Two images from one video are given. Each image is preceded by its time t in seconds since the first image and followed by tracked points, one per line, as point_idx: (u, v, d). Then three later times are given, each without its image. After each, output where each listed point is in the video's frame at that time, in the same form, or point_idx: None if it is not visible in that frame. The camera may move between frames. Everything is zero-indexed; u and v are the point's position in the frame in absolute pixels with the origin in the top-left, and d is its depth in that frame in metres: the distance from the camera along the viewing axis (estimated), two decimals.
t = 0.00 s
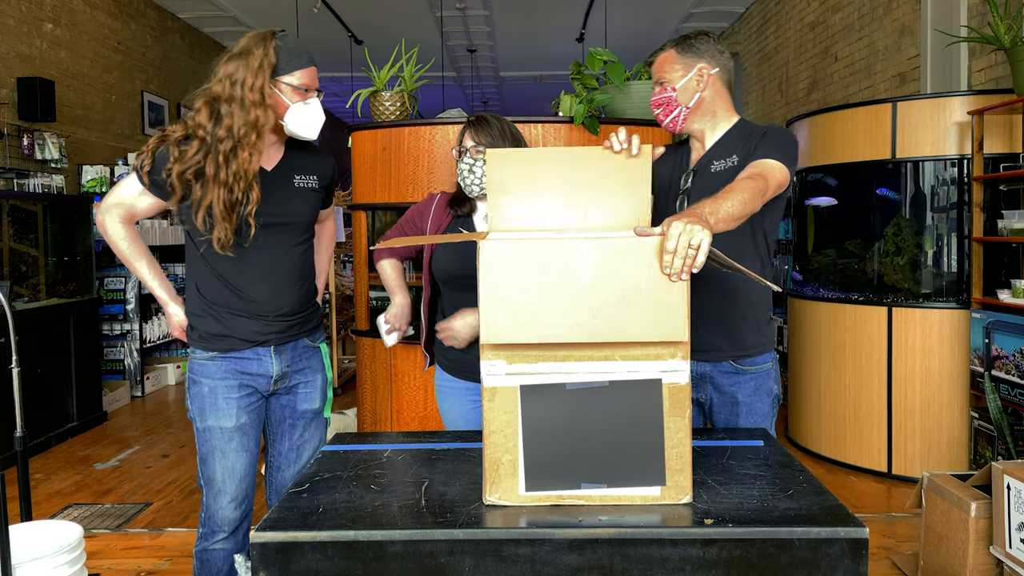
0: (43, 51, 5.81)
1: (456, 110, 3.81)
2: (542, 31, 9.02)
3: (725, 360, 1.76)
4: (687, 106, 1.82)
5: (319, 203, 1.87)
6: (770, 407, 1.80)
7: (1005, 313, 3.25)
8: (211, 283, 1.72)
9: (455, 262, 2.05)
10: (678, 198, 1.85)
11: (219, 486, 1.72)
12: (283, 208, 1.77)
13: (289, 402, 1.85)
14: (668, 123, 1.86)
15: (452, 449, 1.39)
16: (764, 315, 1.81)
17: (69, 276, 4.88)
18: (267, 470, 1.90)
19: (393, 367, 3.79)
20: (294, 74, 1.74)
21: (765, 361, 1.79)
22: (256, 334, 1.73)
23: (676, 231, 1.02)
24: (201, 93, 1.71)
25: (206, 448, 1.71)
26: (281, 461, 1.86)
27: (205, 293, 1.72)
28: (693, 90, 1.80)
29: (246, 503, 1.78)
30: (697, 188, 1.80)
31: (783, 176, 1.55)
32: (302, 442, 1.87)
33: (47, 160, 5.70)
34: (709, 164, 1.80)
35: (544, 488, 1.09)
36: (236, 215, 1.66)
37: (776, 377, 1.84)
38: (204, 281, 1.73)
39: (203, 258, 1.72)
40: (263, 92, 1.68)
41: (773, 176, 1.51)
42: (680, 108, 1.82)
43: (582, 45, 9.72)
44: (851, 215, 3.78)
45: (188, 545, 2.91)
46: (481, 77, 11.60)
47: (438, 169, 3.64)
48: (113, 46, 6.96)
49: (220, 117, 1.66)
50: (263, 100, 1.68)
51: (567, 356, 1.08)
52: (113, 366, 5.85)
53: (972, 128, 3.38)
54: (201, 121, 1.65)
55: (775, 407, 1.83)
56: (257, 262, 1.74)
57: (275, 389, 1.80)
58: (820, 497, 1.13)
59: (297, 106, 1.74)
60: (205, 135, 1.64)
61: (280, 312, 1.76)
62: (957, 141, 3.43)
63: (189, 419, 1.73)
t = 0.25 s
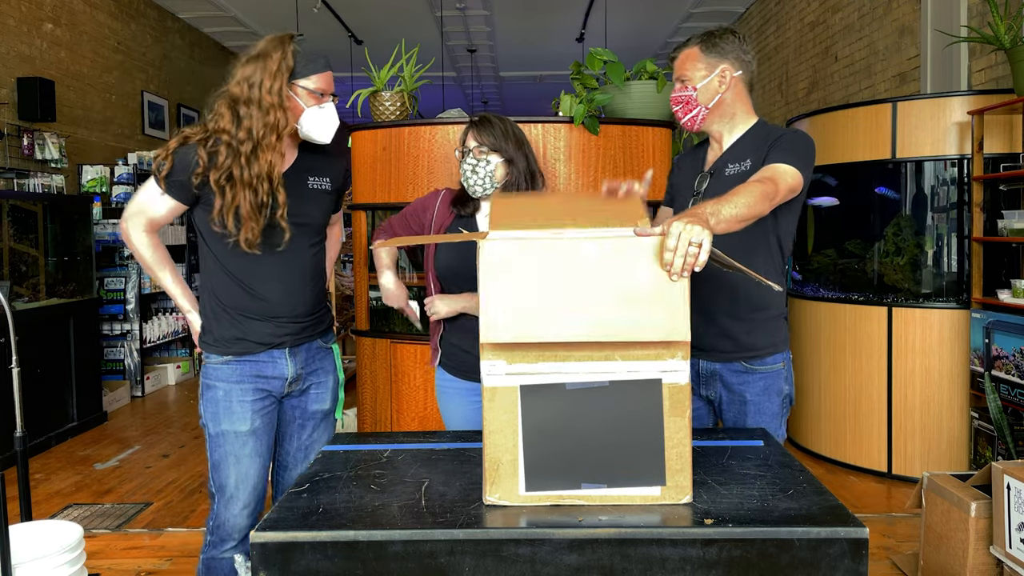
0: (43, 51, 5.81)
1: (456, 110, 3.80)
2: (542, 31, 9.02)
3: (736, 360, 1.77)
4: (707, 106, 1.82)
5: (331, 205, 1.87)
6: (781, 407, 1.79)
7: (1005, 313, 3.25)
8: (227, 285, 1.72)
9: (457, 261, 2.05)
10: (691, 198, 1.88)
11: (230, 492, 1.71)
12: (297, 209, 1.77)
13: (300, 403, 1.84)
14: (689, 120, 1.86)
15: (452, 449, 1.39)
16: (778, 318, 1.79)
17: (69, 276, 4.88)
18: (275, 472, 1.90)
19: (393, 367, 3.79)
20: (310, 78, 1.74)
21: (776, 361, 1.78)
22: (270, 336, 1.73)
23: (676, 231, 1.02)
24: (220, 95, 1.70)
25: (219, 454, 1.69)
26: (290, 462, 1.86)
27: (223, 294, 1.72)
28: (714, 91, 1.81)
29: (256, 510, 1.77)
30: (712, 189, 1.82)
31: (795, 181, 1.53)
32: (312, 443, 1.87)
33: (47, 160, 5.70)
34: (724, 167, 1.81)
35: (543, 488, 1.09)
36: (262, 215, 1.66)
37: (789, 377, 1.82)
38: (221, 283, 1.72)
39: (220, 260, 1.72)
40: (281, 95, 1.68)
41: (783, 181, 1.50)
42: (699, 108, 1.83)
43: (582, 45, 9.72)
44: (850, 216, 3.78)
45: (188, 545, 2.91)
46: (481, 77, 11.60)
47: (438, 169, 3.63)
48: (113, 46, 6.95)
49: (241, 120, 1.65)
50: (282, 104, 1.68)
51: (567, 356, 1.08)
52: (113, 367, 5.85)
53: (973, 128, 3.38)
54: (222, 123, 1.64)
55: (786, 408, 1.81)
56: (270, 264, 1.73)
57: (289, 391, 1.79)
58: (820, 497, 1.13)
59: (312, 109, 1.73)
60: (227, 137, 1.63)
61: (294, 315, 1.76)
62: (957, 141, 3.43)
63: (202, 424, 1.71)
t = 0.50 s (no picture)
0: (43, 51, 5.81)
1: (456, 110, 3.80)
2: (542, 32, 9.02)
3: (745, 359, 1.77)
4: (712, 110, 1.82)
5: (343, 205, 1.88)
6: (787, 406, 1.80)
7: (1005, 313, 3.25)
8: (240, 287, 1.71)
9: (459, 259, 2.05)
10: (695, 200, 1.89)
11: (239, 496, 1.71)
12: (311, 211, 1.78)
13: (309, 405, 1.84)
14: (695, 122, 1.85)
15: (452, 449, 1.39)
16: (785, 319, 1.79)
17: (69, 276, 4.88)
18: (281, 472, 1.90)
19: (393, 367, 3.79)
20: (318, 77, 1.74)
21: (784, 360, 1.78)
22: (282, 339, 1.73)
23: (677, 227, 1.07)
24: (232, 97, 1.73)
25: (229, 458, 1.69)
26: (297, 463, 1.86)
27: (235, 297, 1.71)
28: (717, 94, 1.81)
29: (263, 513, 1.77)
30: (714, 191, 1.83)
31: (798, 182, 1.53)
32: (320, 444, 1.87)
33: (47, 160, 5.70)
34: (727, 169, 1.81)
35: (543, 488, 1.09)
36: (277, 214, 1.68)
37: (796, 377, 1.82)
38: (234, 285, 1.71)
39: (231, 261, 1.71)
40: (287, 94, 1.69)
41: (785, 182, 1.49)
42: (703, 112, 1.83)
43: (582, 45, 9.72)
44: (850, 216, 3.78)
45: (188, 545, 2.91)
46: (481, 77, 11.60)
47: (438, 169, 3.63)
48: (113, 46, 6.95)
49: (252, 121, 1.67)
50: (289, 103, 1.69)
51: (567, 356, 1.08)
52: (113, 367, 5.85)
53: (972, 128, 3.38)
54: (234, 124, 1.66)
55: (794, 408, 1.81)
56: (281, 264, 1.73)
57: (300, 393, 1.79)
58: (820, 497, 1.13)
59: (320, 108, 1.74)
60: (238, 137, 1.65)
61: (306, 318, 1.76)
62: (957, 141, 3.43)
63: (212, 428, 1.71)
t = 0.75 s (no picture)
0: (43, 51, 5.81)
1: (456, 110, 3.80)
2: (542, 32, 9.02)
3: (741, 360, 1.77)
4: (712, 109, 1.81)
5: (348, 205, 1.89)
6: (781, 407, 1.80)
7: (1005, 313, 3.25)
8: (246, 287, 1.71)
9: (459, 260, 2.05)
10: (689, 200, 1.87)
11: (242, 496, 1.71)
12: (318, 210, 1.78)
13: (314, 405, 1.84)
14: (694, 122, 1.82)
15: (452, 449, 1.39)
16: (778, 320, 1.80)
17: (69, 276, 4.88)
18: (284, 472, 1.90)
19: (394, 367, 3.79)
20: (318, 74, 1.73)
21: (777, 361, 1.78)
22: (288, 340, 1.73)
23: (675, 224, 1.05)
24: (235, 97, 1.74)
25: (234, 457, 1.69)
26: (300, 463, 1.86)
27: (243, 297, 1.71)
28: (716, 92, 1.80)
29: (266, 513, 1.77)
30: (709, 192, 1.82)
31: (795, 185, 1.53)
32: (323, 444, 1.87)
33: (47, 160, 5.70)
34: (720, 168, 1.82)
35: (543, 488, 1.09)
36: (286, 210, 1.69)
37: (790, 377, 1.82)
38: (241, 285, 1.71)
39: (239, 261, 1.71)
40: (288, 90, 1.70)
41: (783, 187, 1.49)
42: (705, 111, 1.80)
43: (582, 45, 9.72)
44: (851, 216, 3.77)
45: (188, 545, 2.91)
46: (481, 77, 11.60)
47: (438, 169, 3.63)
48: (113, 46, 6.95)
49: (257, 118, 1.68)
50: (289, 99, 1.70)
51: (567, 356, 1.08)
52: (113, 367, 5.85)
53: (973, 128, 3.38)
54: (241, 122, 1.67)
55: (787, 408, 1.82)
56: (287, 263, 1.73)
57: (306, 393, 1.79)
58: (820, 497, 1.13)
59: (321, 105, 1.73)
60: (245, 134, 1.67)
61: (311, 319, 1.76)
62: (957, 141, 3.43)
63: (217, 428, 1.70)
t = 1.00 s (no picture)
0: (43, 51, 5.81)
1: (456, 110, 3.80)
2: (542, 32, 9.02)
3: (726, 362, 1.76)
4: (698, 105, 1.79)
5: (349, 205, 1.88)
6: (770, 407, 1.81)
7: (1005, 313, 3.25)
8: (248, 285, 1.71)
9: (459, 258, 2.06)
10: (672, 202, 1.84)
11: (242, 495, 1.71)
12: (319, 211, 1.78)
13: (314, 404, 1.84)
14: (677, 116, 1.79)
15: (452, 449, 1.39)
16: (762, 318, 1.81)
17: (69, 276, 4.88)
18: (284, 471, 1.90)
19: (394, 366, 3.80)
20: (317, 72, 1.74)
21: (765, 362, 1.79)
22: (289, 339, 1.72)
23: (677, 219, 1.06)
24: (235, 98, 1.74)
25: (234, 456, 1.69)
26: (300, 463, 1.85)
27: (244, 296, 1.71)
28: (701, 89, 1.79)
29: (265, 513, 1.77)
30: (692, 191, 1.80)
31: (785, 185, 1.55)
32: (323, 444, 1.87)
33: (47, 160, 5.70)
34: (703, 165, 1.81)
35: (543, 488, 1.09)
36: (289, 209, 1.69)
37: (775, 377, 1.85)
38: (242, 284, 1.71)
39: (240, 261, 1.71)
40: (287, 90, 1.71)
41: (777, 188, 1.50)
42: (691, 107, 1.78)
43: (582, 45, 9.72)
44: (851, 216, 3.78)
45: (188, 545, 2.91)
46: (481, 77, 11.60)
47: (438, 169, 3.63)
48: (113, 46, 6.95)
49: (257, 118, 1.69)
50: (289, 98, 1.71)
51: (567, 356, 1.08)
52: (113, 366, 5.85)
53: (973, 128, 3.38)
54: (241, 122, 1.68)
55: (774, 408, 1.84)
56: (288, 262, 1.73)
57: (306, 392, 1.79)
58: (820, 497, 1.13)
59: (321, 103, 1.73)
60: (247, 134, 1.67)
61: (312, 318, 1.76)
62: (957, 141, 3.43)
63: (217, 426, 1.70)
